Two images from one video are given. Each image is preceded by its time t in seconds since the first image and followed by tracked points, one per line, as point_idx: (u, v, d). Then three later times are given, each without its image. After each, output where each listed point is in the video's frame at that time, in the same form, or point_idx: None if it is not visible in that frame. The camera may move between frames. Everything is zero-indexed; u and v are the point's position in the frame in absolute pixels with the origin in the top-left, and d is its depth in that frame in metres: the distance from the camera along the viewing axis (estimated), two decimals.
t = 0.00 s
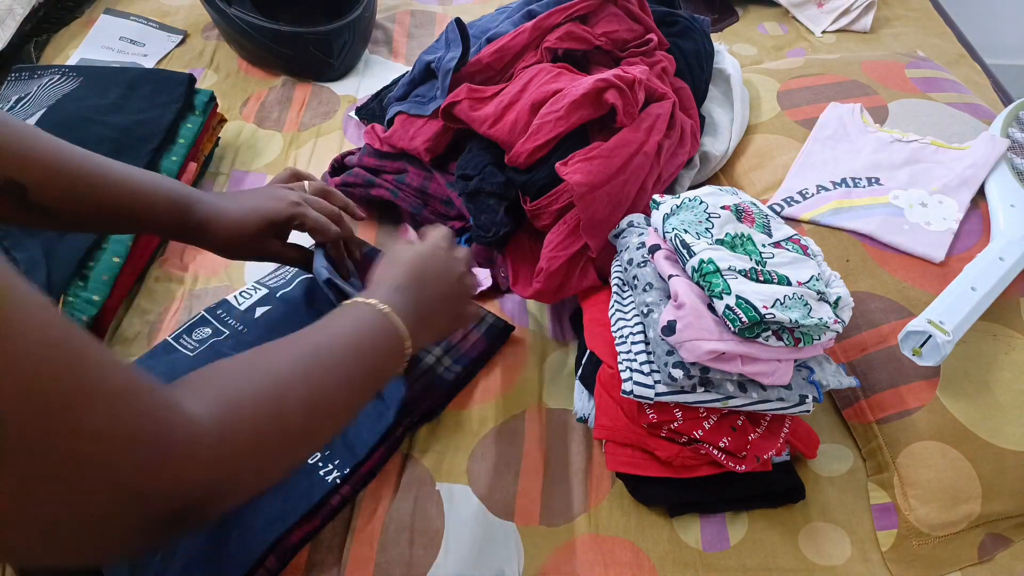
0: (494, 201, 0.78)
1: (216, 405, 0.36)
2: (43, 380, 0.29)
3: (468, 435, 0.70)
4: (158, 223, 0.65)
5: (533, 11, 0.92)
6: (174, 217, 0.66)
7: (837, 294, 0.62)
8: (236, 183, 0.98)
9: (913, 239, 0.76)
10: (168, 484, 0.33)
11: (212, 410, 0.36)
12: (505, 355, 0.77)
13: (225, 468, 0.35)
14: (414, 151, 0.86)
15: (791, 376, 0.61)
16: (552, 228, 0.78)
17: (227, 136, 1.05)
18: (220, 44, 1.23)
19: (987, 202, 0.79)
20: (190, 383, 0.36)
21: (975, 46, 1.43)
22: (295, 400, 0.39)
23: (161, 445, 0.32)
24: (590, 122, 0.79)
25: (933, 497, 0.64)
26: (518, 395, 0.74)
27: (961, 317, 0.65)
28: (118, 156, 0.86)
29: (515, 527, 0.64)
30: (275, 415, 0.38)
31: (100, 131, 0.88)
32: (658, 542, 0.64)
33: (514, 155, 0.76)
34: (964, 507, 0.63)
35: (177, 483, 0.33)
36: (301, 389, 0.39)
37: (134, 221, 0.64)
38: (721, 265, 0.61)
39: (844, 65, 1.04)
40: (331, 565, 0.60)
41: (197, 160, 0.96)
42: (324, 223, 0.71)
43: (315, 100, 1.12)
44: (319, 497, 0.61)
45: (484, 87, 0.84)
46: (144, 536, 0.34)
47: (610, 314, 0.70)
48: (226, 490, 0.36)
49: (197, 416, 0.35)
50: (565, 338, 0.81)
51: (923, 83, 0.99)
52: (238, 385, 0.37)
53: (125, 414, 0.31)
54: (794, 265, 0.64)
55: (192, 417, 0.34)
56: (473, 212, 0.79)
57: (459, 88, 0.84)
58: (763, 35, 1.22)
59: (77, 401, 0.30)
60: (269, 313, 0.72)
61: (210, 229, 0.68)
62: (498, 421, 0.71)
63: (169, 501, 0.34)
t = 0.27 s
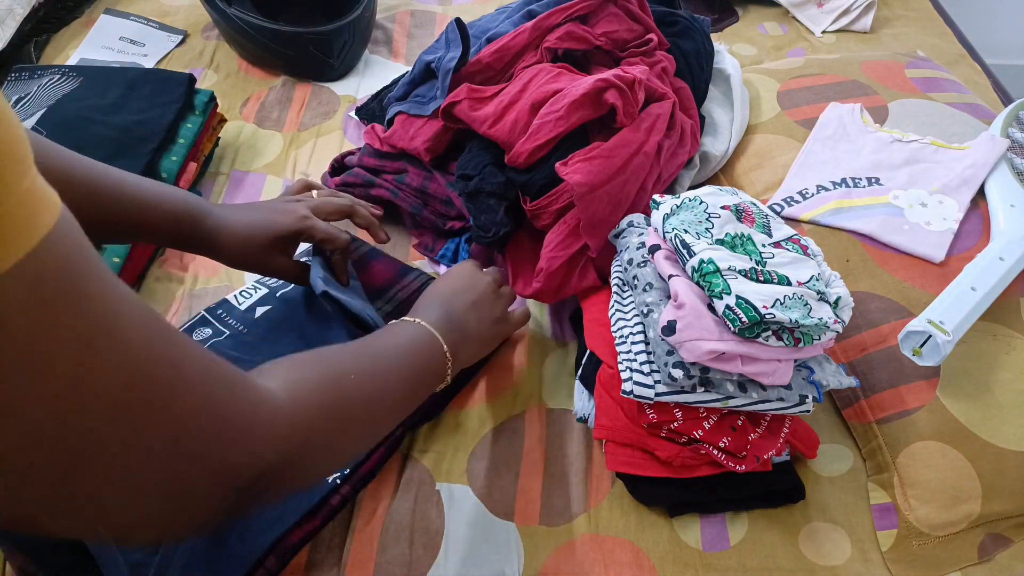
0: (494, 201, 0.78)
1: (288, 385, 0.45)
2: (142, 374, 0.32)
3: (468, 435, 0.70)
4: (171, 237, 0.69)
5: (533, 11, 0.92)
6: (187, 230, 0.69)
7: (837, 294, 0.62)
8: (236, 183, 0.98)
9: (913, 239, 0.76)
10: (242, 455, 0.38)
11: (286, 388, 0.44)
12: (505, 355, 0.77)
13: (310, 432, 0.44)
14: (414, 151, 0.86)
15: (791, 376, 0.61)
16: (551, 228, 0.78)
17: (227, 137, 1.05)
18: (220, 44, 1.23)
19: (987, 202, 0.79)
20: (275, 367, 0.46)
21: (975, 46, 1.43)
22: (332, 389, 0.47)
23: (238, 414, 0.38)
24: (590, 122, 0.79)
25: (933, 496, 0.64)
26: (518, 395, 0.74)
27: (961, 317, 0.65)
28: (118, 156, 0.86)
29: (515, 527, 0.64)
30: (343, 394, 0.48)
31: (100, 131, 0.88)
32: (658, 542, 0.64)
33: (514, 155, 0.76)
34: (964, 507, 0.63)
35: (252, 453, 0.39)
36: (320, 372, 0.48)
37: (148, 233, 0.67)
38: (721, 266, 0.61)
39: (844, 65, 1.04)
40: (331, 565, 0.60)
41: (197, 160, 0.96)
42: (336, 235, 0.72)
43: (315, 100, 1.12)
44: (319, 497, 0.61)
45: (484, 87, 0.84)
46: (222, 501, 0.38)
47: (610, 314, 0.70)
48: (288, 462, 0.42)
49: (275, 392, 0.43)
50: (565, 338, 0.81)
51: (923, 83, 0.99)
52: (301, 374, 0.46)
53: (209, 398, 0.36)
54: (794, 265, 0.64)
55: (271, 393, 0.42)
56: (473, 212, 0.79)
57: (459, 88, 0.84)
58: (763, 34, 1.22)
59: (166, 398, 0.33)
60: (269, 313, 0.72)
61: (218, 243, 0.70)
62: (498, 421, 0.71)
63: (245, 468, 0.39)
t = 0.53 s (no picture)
0: (494, 201, 0.78)
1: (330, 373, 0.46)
2: (200, 357, 0.34)
3: (468, 435, 0.70)
4: (198, 237, 0.69)
5: (533, 11, 0.92)
6: (214, 231, 0.69)
7: (837, 294, 0.62)
8: (236, 183, 0.98)
9: (913, 239, 0.76)
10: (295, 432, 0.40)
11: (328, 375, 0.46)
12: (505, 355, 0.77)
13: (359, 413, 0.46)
14: (414, 151, 0.86)
15: (791, 376, 0.61)
16: (552, 228, 0.78)
17: (227, 137, 1.05)
18: (220, 44, 1.23)
19: (987, 202, 0.79)
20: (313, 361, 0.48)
21: (975, 47, 1.43)
22: (379, 380, 0.50)
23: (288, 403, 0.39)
24: (590, 122, 0.79)
25: (933, 496, 0.64)
26: (518, 395, 0.74)
27: (961, 317, 0.65)
28: (118, 156, 0.86)
29: (515, 526, 0.64)
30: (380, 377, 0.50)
31: (100, 131, 0.88)
32: (657, 542, 0.64)
33: (514, 155, 0.76)
34: (964, 507, 0.63)
35: (298, 440, 0.40)
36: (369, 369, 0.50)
37: (174, 233, 0.67)
38: (721, 266, 0.61)
39: (844, 65, 1.04)
40: (331, 565, 0.60)
41: (197, 160, 0.96)
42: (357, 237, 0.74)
43: (315, 100, 1.12)
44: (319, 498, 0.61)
45: (484, 87, 0.84)
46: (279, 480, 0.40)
47: (610, 314, 0.70)
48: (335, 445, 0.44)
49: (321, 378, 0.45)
50: (565, 338, 0.81)
51: (923, 83, 0.99)
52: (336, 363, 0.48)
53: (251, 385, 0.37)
54: (794, 266, 0.64)
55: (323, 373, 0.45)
56: (473, 212, 0.79)
57: (459, 88, 0.84)
58: (763, 35, 1.22)
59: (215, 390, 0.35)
60: (270, 312, 0.72)
61: (244, 243, 0.70)
62: (498, 421, 0.71)
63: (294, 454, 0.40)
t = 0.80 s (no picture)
0: (494, 201, 0.78)
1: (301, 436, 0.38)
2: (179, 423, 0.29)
3: (468, 435, 0.70)
4: (205, 233, 0.69)
5: (533, 11, 0.92)
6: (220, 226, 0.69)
7: (837, 294, 0.62)
8: (236, 183, 0.98)
9: (913, 239, 0.76)
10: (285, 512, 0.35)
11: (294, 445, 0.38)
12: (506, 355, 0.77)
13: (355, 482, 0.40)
14: (414, 151, 0.86)
15: (791, 376, 0.61)
16: (552, 228, 0.78)
17: (227, 137, 1.05)
18: (220, 44, 1.23)
19: (987, 202, 0.79)
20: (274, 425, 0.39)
21: (975, 46, 1.43)
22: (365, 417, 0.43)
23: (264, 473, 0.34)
24: (591, 122, 0.79)
25: (933, 496, 0.64)
26: (518, 395, 0.74)
27: (961, 317, 0.65)
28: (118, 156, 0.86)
29: (514, 526, 0.64)
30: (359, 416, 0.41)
31: (101, 131, 0.88)
32: (657, 542, 0.64)
33: (514, 155, 0.76)
34: (964, 507, 0.63)
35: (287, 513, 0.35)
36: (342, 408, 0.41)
37: (175, 229, 0.67)
38: (721, 265, 0.61)
39: (844, 65, 1.04)
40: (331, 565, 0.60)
41: (197, 160, 0.96)
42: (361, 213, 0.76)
43: (315, 100, 1.12)
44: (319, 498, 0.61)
45: (484, 87, 0.84)
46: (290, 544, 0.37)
47: (610, 314, 0.70)
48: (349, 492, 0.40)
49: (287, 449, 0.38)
50: (565, 338, 0.81)
51: (923, 83, 0.99)
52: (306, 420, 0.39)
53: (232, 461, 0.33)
54: (794, 265, 0.64)
55: (296, 443, 0.38)
56: (473, 212, 0.79)
57: (459, 88, 0.84)
58: (763, 34, 1.22)
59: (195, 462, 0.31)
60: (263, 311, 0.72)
61: (250, 238, 0.71)
62: (498, 421, 0.71)
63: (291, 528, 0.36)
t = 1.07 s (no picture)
0: (494, 201, 0.78)
1: (362, 382, 0.46)
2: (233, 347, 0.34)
3: (469, 435, 0.70)
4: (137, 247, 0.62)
5: (533, 12, 0.92)
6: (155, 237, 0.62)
7: (837, 294, 0.62)
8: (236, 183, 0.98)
9: (912, 239, 0.76)
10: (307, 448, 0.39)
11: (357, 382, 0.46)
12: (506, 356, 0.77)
13: (369, 433, 0.45)
14: (414, 151, 0.86)
15: (791, 376, 0.61)
16: (551, 228, 0.78)
17: (227, 137, 1.05)
18: (220, 44, 1.23)
19: (987, 202, 0.79)
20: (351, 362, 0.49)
21: (975, 47, 1.43)
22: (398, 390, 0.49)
23: (307, 413, 0.38)
24: (590, 122, 0.79)
25: (933, 496, 0.64)
26: (518, 395, 0.74)
27: (961, 317, 0.65)
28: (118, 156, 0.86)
29: (515, 526, 0.64)
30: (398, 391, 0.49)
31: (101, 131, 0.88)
32: (657, 542, 0.64)
33: (514, 155, 0.76)
34: (964, 507, 0.63)
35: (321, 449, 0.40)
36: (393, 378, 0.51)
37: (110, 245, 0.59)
38: (721, 265, 0.61)
39: (844, 65, 1.04)
40: (332, 565, 0.60)
41: (197, 160, 0.96)
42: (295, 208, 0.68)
43: (315, 100, 1.12)
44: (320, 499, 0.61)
45: (484, 87, 0.84)
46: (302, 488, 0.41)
47: (610, 314, 0.70)
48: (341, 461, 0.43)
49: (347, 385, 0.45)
50: (565, 338, 0.81)
51: (923, 83, 0.99)
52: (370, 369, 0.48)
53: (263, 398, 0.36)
54: (794, 266, 0.64)
55: (341, 386, 0.43)
56: (473, 213, 0.79)
57: (459, 88, 0.84)
58: (763, 35, 1.22)
59: (235, 392, 0.34)
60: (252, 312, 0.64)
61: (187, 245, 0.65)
62: (499, 421, 0.71)
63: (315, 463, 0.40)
